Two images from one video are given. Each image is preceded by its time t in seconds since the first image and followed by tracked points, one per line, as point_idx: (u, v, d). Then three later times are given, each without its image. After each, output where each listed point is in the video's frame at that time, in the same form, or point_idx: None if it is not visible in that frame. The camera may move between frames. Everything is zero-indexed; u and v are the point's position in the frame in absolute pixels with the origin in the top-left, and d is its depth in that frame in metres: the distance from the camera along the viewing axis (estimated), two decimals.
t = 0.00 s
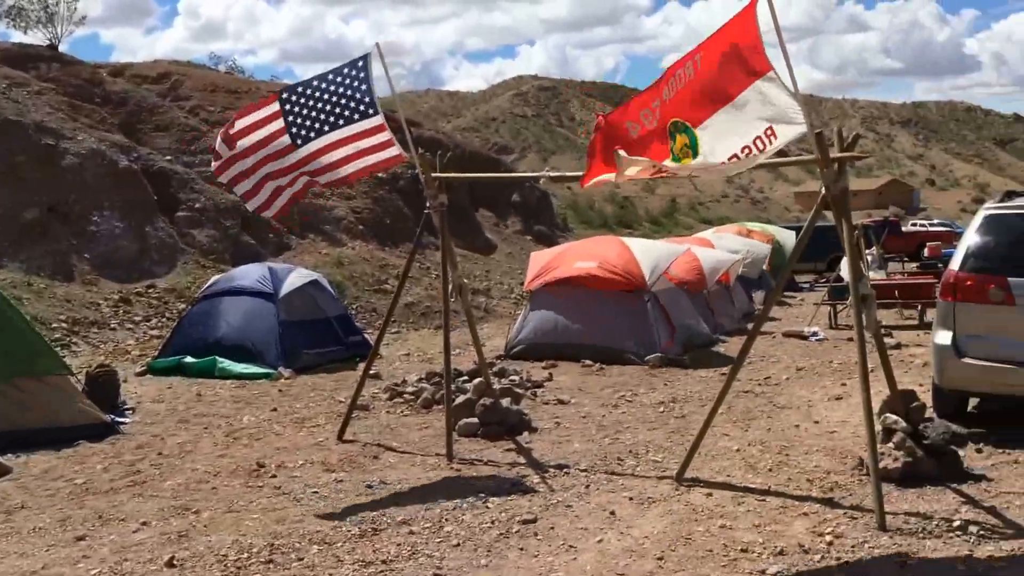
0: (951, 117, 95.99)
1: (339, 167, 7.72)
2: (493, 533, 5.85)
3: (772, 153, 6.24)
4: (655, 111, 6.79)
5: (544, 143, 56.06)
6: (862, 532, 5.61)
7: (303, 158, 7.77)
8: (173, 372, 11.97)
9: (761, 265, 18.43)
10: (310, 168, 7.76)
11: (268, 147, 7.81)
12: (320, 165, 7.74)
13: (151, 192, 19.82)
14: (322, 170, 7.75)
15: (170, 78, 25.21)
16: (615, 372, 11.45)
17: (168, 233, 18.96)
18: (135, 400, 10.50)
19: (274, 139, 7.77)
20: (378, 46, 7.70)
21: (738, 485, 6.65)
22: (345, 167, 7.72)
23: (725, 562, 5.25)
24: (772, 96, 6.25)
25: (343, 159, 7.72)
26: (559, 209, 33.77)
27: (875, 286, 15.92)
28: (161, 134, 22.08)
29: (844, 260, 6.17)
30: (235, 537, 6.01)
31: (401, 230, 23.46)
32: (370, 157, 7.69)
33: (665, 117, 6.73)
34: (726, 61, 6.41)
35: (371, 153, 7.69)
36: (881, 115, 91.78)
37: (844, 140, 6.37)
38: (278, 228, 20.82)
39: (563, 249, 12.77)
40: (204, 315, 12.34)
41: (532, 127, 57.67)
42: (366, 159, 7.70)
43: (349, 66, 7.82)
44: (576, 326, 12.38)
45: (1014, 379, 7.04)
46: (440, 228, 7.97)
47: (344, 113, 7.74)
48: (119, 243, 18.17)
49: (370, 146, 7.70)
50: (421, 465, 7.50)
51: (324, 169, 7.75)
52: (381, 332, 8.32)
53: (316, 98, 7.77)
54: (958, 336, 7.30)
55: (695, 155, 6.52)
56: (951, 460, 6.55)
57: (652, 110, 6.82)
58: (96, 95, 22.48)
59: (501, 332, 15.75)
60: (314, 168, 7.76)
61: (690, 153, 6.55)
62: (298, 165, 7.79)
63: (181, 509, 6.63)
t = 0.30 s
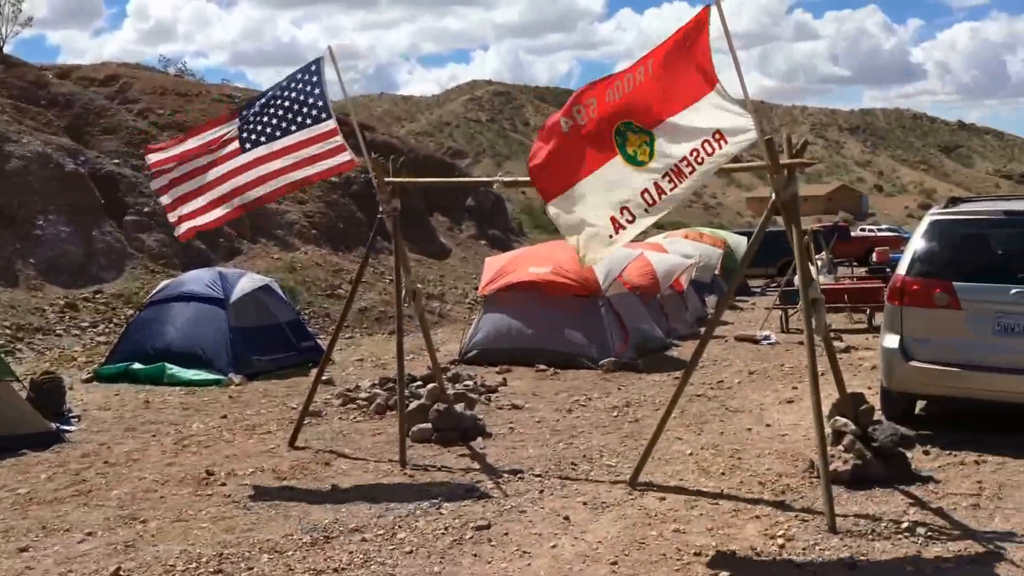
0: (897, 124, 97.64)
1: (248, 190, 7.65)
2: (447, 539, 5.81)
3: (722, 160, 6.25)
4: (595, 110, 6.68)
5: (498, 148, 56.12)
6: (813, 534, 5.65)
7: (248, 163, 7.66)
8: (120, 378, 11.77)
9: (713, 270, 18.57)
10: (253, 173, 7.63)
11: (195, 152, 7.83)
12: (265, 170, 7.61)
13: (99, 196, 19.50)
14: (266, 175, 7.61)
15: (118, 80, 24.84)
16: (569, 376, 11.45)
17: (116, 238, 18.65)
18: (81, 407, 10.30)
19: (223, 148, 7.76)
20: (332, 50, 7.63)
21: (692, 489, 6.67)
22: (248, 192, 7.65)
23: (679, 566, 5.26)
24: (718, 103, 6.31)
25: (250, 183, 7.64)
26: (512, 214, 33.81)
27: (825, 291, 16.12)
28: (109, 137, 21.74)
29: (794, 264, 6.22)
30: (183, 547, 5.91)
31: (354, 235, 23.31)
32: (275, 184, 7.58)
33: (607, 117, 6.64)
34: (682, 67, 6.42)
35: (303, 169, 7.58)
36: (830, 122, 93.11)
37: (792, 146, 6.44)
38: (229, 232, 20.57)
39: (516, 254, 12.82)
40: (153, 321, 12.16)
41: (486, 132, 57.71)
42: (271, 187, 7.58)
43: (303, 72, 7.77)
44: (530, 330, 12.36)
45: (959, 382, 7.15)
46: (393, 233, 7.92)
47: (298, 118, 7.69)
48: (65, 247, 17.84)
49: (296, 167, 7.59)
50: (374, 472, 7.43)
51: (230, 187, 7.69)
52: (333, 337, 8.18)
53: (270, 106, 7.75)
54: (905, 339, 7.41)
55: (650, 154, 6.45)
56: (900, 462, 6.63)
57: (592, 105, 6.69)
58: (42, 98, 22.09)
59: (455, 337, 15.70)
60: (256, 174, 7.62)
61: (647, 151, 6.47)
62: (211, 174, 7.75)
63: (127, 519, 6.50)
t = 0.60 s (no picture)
0: (866, 132, 98.58)
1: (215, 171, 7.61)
2: (419, 546, 5.79)
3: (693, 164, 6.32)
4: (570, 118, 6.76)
5: (470, 154, 56.15)
6: (785, 540, 5.68)
7: (219, 168, 7.61)
8: (90, 386, 11.64)
9: (685, 276, 18.65)
10: (225, 179, 7.58)
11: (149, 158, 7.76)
12: (237, 176, 7.56)
13: (68, 201, 19.30)
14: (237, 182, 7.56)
15: (88, 86, 24.65)
16: (542, 382, 11.46)
17: (86, 243, 18.46)
18: (50, 415, 10.17)
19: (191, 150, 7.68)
20: (302, 55, 7.65)
21: (665, 496, 6.68)
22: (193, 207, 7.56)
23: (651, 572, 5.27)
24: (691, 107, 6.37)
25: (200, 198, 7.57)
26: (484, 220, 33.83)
27: (795, 296, 16.24)
28: (79, 142, 21.55)
29: (765, 270, 6.26)
30: (153, 555, 5.85)
31: (327, 240, 23.23)
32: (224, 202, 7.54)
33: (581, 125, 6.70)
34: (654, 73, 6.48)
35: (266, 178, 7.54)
36: (800, 130, 93.87)
37: (763, 154, 6.47)
38: (200, 238, 20.42)
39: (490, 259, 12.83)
40: (125, 328, 12.05)
41: (458, 138, 57.76)
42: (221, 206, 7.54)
43: (272, 77, 7.77)
44: (497, 339, 12.38)
45: (929, 388, 7.22)
46: (366, 240, 7.89)
47: (271, 125, 7.66)
48: (34, 252, 17.64)
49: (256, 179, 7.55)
50: (346, 479, 7.40)
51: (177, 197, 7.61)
52: (306, 344, 8.11)
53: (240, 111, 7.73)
54: (875, 344, 7.46)
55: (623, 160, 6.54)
56: (871, 468, 6.68)
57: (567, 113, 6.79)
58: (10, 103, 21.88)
59: (427, 343, 15.68)
60: (226, 180, 7.57)
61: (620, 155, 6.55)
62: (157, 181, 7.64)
63: (97, 527, 6.43)
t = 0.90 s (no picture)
0: (852, 140, 99.09)
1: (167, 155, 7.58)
2: (407, 554, 5.77)
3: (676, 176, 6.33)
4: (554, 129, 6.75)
5: (458, 161, 56.18)
6: (773, 547, 5.68)
7: (210, 174, 7.58)
8: (76, 394, 11.57)
9: (673, 283, 18.67)
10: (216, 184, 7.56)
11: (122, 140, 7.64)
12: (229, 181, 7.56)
13: (54, 207, 19.20)
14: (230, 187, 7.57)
15: (75, 91, 24.56)
16: (530, 390, 11.44)
17: (72, 249, 18.36)
18: (35, 422, 10.10)
19: (179, 154, 7.60)
20: (291, 61, 7.61)
21: (653, 503, 6.68)
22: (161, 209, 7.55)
23: None
24: (682, 119, 6.39)
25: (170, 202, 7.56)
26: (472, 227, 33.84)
27: (783, 304, 16.28)
28: (65, 147, 21.45)
29: (753, 278, 6.28)
30: (139, 563, 5.81)
31: (314, 246, 23.18)
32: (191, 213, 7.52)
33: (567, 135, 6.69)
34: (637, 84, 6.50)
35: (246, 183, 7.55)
36: (787, 137, 94.25)
37: (751, 161, 6.48)
38: (187, 244, 20.33)
39: (480, 266, 12.81)
40: (111, 334, 11.96)
41: (446, 145, 57.81)
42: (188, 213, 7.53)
43: (262, 83, 7.72)
44: (489, 346, 12.32)
45: (915, 395, 7.24)
46: (355, 246, 7.87)
47: (261, 130, 7.66)
48: (19, 258, 17.53)
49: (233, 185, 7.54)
50: (334, 486, 7.37)
51: (172, 195, 7.53)
52: (293, 351, 8.06)
53: (230, 115, 7.66)
54: (862, 351, 7.49)
55: (599, 174, 6.53)
56: (858, 474, 6.69)
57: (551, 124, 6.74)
58: None
59: (415, 350, 15.65)
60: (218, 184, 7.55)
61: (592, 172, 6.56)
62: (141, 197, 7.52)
63: (82, 535, 6.39)
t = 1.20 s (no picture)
0: (841, 148, 99.44)
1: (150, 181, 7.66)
2: (396, 562, 5.74)
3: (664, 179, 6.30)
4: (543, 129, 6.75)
5: (448, 168, 56.21)
6: (763, 554, 5.67)
7: (200, 183, 7.57)
8: (62, 401, 11.51)
9: (664, 290, 18.67)
10: (201, 194, 7.54)
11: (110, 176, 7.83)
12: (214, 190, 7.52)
13: (41, 214, 19.11)
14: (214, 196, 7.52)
15: (62, 96, 24.48)
16: (520, 397, 11.41)
17: (59, 256, 18.26)
18: (20, 430, 10.03)
19: (169, 165, 7.63)
20: (279, 66, 7.55)
21: (643, 510, 6.66)
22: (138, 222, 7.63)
23: None
24: (669, 123, 6.36)
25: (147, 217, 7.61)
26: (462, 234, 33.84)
27: (773, 311, 16.28)
28: (52, 153, 21.37)
29: (743, 286, 6.26)
30: (126, 572, 5.75)
31: (303, 253, 23.11)
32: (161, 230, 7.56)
33: (557, 137, 6.69)
34: (628, 87, 6.50)
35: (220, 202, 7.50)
36: (776, 145, 94.56)
37: (740, 169, 6.47)
38: (176, 250, 20.26)
39: (471, 272, 12.80)
40: (98, 340, 11.91)
41: (437, 151, 57.80)
42: (158, 232, 7.59)
43: (251, 89, 7.69)
44: (479, 356, 12.33)
45: (903, 402, 7.25)
46: (344, 253, 7.84)
47: (248, 136, 7.60)
48: (6, 264, 17.44)
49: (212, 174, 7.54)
50: (323, 494, 7.32)
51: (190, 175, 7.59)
52: (283, 358, 8.02)
53: (221, 124, 7.66)
54: (852, 359, 7.48)
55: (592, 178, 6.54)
56: (848, 482, 6.69)
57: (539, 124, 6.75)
58: None
59: (405, 357, 15.60)
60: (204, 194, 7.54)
61: (589, 173, 6.56)
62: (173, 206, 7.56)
63: (68, 544, 6.33)
